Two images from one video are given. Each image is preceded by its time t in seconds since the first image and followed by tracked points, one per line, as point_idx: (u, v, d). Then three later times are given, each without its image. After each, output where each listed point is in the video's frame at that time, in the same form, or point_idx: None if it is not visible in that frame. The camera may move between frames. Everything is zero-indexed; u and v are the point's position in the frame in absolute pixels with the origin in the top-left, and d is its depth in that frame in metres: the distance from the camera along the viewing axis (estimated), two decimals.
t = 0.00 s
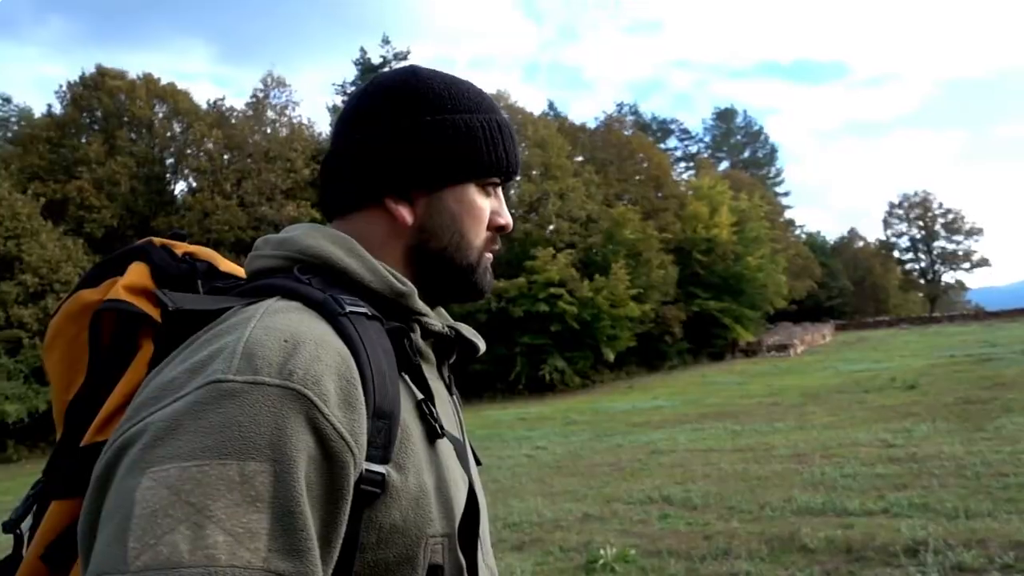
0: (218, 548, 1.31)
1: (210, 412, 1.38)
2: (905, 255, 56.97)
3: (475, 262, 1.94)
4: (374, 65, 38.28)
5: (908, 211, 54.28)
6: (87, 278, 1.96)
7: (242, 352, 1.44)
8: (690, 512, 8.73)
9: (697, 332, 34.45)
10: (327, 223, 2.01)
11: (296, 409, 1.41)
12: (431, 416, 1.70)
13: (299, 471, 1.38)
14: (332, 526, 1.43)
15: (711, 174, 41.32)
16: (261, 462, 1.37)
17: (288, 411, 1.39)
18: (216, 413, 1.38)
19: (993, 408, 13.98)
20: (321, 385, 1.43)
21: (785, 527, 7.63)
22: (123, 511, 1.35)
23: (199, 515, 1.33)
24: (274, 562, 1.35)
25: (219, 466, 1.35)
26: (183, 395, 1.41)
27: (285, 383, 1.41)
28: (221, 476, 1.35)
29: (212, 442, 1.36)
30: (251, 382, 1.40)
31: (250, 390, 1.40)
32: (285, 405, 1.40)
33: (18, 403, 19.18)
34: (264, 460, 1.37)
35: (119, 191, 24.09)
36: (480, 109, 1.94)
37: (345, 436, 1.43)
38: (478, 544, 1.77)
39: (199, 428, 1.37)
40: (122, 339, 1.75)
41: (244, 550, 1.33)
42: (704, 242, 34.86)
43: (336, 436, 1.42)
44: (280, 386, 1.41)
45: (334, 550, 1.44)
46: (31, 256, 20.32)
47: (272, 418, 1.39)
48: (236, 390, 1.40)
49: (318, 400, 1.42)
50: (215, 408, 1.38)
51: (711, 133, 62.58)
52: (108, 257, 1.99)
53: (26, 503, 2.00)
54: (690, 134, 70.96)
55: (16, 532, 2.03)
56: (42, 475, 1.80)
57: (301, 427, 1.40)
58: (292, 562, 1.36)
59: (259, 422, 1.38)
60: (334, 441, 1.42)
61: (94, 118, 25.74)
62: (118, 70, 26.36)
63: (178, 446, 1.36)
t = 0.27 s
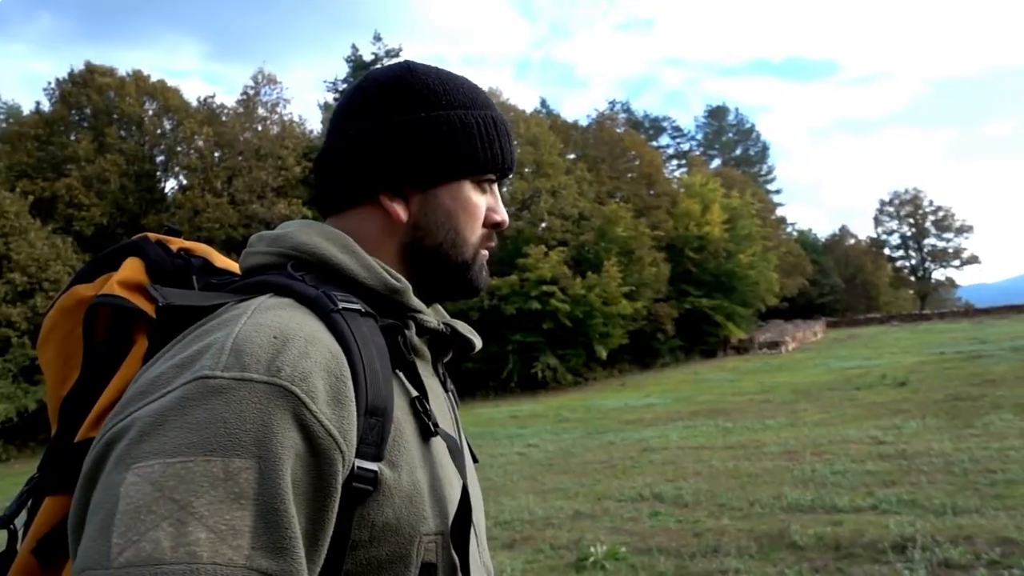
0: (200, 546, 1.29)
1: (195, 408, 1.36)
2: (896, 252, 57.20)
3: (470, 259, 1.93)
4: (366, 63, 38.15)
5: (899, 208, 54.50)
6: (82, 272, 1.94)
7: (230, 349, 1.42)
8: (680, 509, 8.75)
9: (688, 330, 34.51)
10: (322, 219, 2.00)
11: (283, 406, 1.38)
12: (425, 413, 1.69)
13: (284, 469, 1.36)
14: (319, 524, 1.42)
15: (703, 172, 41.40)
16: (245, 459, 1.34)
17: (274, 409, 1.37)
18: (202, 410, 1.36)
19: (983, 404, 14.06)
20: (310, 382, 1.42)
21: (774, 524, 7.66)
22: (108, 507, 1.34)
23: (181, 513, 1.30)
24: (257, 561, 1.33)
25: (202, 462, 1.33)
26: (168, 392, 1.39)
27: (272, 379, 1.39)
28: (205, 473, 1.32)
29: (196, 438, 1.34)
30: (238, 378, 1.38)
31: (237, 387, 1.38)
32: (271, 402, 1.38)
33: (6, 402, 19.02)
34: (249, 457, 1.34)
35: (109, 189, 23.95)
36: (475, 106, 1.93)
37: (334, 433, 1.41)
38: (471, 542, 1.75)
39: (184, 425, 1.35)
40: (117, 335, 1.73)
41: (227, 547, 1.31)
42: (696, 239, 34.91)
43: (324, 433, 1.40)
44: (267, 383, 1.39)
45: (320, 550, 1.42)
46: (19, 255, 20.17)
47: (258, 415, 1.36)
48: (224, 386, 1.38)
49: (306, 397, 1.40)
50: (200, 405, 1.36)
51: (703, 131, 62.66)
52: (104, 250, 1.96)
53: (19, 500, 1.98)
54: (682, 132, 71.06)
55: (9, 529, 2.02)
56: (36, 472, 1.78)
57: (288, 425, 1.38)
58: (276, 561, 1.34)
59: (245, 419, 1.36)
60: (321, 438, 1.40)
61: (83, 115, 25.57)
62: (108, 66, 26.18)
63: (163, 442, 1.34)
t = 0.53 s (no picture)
0: (186, 550, 1.28)
1: (185, 410, 1.35)
2: (887, 250, 57.48)
3: (467, 260, 1.92)
4: (358, 61, 38.02)
5: (890, 207, 54.76)
6: (77, 271, 1.92)
7: (222, 351, 1.41)
8: (671, 507, 8.76)
9: (681, 328, 34.60)
10: (318, 219, 1.99)
11: (275, 409, 1.37)
12: (422, 416, 1.68)
13: (275, 473, 1.35)
14: (311, 528, 1.40)
15: (696, 171, 41.49)
16: (235, 462, 1.33)
17: (266, 412, 1.36)
18: (194, 413, 1.35)
19: (972, 401, 14.16)
20: (303, 386, 1.40)
21: (765, 521, 7.67)
22: (96, 507, 1.33)
23: (168, 516, 1.29)
24: (243, 566, 1.31)
25: (191, 466, 1.32)
26: (158, 393, 1.38)
27: (264, 382, 1.38)
28: (193, 476, 1.31)
29: (186, 441, 1.33)
30: (230, 381, 1.37)
31: (228, 389, 1.36)
32: (263, 405, 1.36)
33: None
34: (238, 461, 1.33)
35: (99, 188, 23.80)
36: (471, 104, 1.92)
37: (326, 437, 1.40)
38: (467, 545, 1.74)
39: (174, 426, 1.34)
40: (113, 334, 1.72)
41: (214, 553, 1.29)
42: (688, 238, 35.03)
43: (315, 437, 1.39)
44: (258, 386, 1.37)
45: (312, 555, 1.41)
46: (8, 254, 20.01)
47: (249, 417, 1.35)
48: (215, 388, 1.36)
49: (298, 400, 1.38)
50: (190, 406, 1.35)
51: (696, 129, 62.74)
52: (102, 247, 1.95)
53: (13, 500, 1.95)
54: (674, 130, 71.17)
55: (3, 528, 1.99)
56: (31, 471, 1.76)
57: (280, 428, 1.36)
58: (263, 566, 1.33)
59: (235, 421, 1.34)
60: (313, 442, 1.39)
61: (72, 114, 25.39)
62: (97, 64, 25.99)
63: (152, 444, 1.33)
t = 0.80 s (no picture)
0: (177, 566, 1.27)
1: (179, 421, 1.33)
2: (878, 249, 57.76)
3: (465, 263, 1.91)
4: (349, 60, 37.93)
5: (880, 206, 55.04)
6: (74, 273, 1.91)
7: (219, 361, 1.39)
8: (662, 507, 8.78)
9: (673, 328, 34.68)
10: (315, 224, 1.98)
11: (269, 421, 1.36)
12: (421, 424, 1.67)
13: (271, 487, 1.34)
14: (307, 541, 1.40)
15: (688, 170, 41.60)
16: (227, 476, 1.32)
17: (260, 426, 1.35)
18: (187, 423, 1.33)
19: (962, 400, 14.25)
20: (299, 399, 1.39)
21: (755, 521, 7.70)
22: (86, 519, 1.32)
23: (159, 532, 1.28)
24: None
25: (183, 479, 1.30)
26: (153, 401, 1.36)
27: (259, 395, 1.36)
28: (185, 491, 1.30)
29: (178, 454, 1.31)
30: (226, 391, 1.36)
31: (223, 402, 1.35)
32: (258, 419, 1.35)
33: None
34: (232, 475, 1.32)
35: (88, 188, 23.65)
36: (467, 107, 1.91)
37: (323, 451, 1.39)
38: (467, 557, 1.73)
39: (167, 439, 1.32)
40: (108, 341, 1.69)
41: (204, 569, 1.28)
42: (680, 238, 35.16)
43: (312, 452, 1.38)
44: (253, 398, 1.36)
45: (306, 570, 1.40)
46: None
47: (243, 431, 1.34)
48: (209, 400, 1.35)
49: (294, 414, 1.37)
50: (185, 417, 1.34)
51: (687, 129, 62.85)
52: (99, 251, 1.93)
53: (7, 503, 1.93)
54: (666, 130, 71.32)
55: None
56: (26, 475, 1.74)
57: (275, 442, 1.35)
58: None
59: (229, 435, 1.33)
60: (309, 457, 1.38)
61: (62, 113, 25.24)
62: (86, 64, 25.84)
63: (144, 455, 1.32)
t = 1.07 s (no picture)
0: None
1: (177, 440, 1.33)
2: (867, 248, 58.10)
3: (463, 271, 1.90)
4: (339, 60, 37.85)
5: (870, 206, 55.37)
6: (67, 280, 1.88)
7: (218, 378, 1.38)
8: (651, 507, 8.80)
9: (663, 327, 34.76)
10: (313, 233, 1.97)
11: (268, 441, 1.35)
12: (421, 439, 1.66)
13: (269, 509, 1.33)
14: (306, 563, 1.40)
15: (678, 170, 41.73)
16: (224, 498, 1.31)
17: (259, 447, 1.34)
18: (185, 442, 1.33)
19: (949, 397, 14.36)
20: (299, 420, 1.38)
21: (743, 520, 7.72)
22: (80, 539, 1.31)
23: (152, 554, 1.27)
24: None
25: (179, 501, 1.30)
26: (149, 418, 1.36)
27: (259, 415, 1.36)
28: (181, 513, 1.29)
29: (175, 474, 1.31)
30: (224, 411, 1.35)
31: (221, 421, 1.34)
32: (256, 439, 1.34)
33: None
34: (229, 497, 1.32)
35: (75, 188, 23.48)
36: (464, 112, 1.90)
37: (322, 473, 1.38)
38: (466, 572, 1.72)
39: (164, 458, 1.31)
40: (102, 348, 1.68)
41: None
42: (671, 238, 35.30)
43: (312, 474, 1.37)
44: (253, 418, 1.35)
45: None
46: None
47: (241, 451, 1.33)
48: (208, 419, 1.34)
49: (293, 435, 1.36)
50: (183, 435, 1.33)
51: (678, 129, 63.02)
52: (95, 256, 1.92)
53: None
54: (657, 131, 71.50)
55: None
56: (18, 484, 1.73)
57: (275, 464, 1.35)
58: None
59: (228, 456, 1.32)
60: (310, 478, 1.37)
61: (49, 113, 25.08)
62: (74, 63, 25.67)
63: (139, 475, 1.31)
